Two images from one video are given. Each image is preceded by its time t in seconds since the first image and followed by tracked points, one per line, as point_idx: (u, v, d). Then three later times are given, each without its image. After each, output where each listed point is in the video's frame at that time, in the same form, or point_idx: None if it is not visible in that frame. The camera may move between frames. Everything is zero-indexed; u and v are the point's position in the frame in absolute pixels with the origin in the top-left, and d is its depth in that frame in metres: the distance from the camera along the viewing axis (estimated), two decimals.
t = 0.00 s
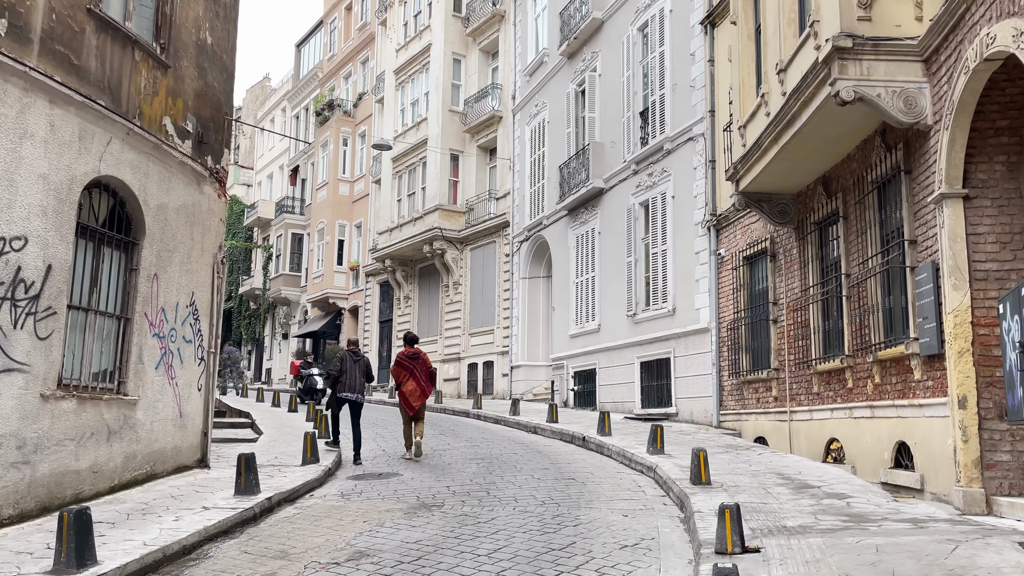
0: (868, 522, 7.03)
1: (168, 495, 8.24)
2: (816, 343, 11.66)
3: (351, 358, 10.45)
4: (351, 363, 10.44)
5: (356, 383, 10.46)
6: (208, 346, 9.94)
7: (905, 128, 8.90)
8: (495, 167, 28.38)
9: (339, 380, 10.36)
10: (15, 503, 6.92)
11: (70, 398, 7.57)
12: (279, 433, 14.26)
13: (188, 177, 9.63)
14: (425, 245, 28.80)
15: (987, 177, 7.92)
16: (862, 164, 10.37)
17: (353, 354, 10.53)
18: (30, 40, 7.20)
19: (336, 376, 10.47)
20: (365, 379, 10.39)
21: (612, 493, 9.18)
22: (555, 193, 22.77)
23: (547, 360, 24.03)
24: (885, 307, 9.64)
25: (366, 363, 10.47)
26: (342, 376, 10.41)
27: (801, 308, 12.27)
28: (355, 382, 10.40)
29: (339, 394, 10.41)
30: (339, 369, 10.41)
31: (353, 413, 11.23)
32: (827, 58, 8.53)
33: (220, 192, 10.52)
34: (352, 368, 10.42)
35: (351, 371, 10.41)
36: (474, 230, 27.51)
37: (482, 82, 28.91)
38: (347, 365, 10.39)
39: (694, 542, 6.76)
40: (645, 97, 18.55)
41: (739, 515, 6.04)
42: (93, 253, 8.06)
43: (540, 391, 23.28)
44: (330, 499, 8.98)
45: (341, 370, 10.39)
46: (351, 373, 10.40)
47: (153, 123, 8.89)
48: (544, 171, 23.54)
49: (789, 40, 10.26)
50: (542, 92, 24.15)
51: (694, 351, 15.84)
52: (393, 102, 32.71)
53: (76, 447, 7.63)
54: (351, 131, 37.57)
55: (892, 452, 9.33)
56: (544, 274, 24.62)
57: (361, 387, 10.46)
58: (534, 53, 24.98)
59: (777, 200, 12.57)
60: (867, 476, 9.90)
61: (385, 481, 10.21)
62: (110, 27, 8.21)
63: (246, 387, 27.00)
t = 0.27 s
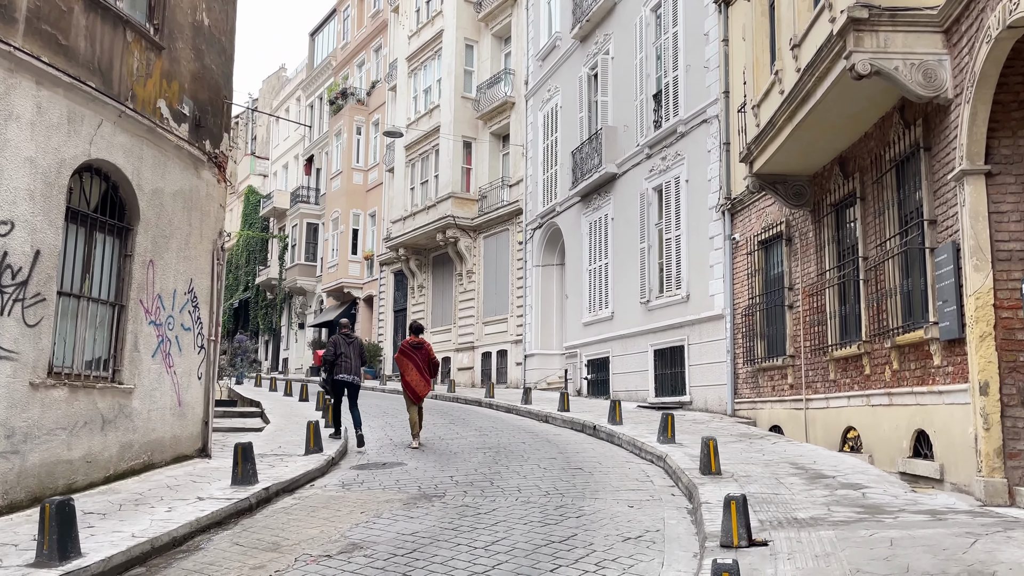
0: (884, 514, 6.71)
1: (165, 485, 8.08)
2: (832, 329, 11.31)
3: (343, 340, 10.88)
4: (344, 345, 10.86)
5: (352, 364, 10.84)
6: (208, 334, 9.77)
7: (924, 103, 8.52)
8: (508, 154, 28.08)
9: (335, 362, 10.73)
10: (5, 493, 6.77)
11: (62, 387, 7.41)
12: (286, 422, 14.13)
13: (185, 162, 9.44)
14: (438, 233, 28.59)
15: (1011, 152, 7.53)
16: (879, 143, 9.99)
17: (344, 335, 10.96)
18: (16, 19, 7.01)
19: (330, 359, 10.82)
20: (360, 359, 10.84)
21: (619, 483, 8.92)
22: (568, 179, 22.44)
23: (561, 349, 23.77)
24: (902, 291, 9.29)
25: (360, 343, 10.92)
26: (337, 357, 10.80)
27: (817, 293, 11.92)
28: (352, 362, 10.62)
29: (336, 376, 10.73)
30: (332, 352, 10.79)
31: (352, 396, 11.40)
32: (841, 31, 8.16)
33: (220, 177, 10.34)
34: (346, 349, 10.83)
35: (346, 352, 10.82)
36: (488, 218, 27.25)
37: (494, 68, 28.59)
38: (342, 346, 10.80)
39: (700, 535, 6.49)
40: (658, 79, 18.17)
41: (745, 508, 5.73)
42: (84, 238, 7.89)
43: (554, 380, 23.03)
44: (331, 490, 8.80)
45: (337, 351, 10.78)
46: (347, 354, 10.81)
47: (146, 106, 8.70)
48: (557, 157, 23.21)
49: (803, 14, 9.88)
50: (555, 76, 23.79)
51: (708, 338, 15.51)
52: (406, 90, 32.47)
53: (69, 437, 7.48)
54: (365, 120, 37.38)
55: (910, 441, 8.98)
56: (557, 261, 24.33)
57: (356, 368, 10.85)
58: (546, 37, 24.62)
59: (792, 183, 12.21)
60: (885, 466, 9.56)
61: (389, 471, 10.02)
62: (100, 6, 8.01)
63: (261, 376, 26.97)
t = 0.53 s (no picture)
0: (898, 514, 6.39)
1: (156, 483, 7.88)
2: (847, 319, 10.94)
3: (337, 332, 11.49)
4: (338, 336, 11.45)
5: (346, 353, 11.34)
6: (202, 328, 9.56)
7: (941, 82, 8.13)
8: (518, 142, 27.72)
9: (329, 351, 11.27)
10: None
11: (47, 383, 7.21)
12: (290, 416, 13.94)
13: (176, 151, 9.21)
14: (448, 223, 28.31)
15: None
16: (895, 125, 9.60)
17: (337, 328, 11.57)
18: None
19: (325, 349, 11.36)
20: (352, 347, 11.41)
21: (624, 479, 8.64)
22: (577, 167, 22.08)
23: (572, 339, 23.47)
24: (918, 278, 8.92)
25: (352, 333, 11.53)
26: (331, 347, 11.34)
27: (831, 281, 11.55)
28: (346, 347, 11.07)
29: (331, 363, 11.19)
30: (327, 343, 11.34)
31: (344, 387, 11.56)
32: (854, 6, 7.77)
33: (214, 167, 10.11)
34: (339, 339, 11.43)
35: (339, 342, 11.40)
36: (497, 207, 26.94)
37: (503, 54, 28.20)
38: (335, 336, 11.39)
39: (704, 536, 6.19)
40: (668, 63, 17.75)
41: (749, 508, 5.46)
42: (69, 230, 7.68)
43: (565, 371, 22.74)
44: (327, 487, 8.57)
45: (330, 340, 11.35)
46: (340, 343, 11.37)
47: (133, 93, 8.46)
48: (566, 144, 22.84)
49: None
50: (564, 62, 23.38)
51: (720, 327, 15.16)
52: (415, 78, 32.15)
53: (55, 434, 7.28)
54: (375, 109, 37.11)
55: (927, 435, 8.63)
56: (568, 250, 24.00)
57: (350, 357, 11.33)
58: (555, 22, 24.20)
59: (805, 167, 11.81)
60: (901, 461, 9.21)
61: (389, 466, 9.79)
62: None
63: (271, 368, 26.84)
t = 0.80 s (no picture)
0: (913, 512, 6.08)
1: (146, 481, 7.67)
2: (860, 309, 10.60)
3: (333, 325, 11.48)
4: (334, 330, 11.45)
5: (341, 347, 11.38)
6: (196, 321, 9.35)
7: (957, 59, 7.78)
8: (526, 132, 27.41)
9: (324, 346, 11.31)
10: None
11: (31, 378, 7.00)
12: (292, 411, 13.74)
13: (167, 141, 8.99)
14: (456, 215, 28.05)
15: None
16: (909, 106, 9.25)
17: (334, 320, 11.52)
18: None
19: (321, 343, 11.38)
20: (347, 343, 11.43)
21: (628, 474, 8.37)
22: (585, 156, 21.76)
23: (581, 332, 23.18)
24: (933, 266, 8.59)
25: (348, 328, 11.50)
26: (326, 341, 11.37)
27: (843, 270, 11.21)
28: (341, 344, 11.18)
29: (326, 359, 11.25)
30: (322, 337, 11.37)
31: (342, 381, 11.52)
32: None
33: (208, 157, 9.88)
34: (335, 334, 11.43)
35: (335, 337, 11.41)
36: (505, 199, 26.66)
37: (510, 44, 27.86)
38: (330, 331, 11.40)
39: (708, 536, 5.92)
40: (676, 49, 17.38)
41: (754, 509, 5.19)
42: (53, 222, 7.47)
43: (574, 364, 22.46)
44: (323, 484, 8.34)
45: (326, 336, 11.36)
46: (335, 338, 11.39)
47: (121, 81, 8.23)
48: (574, 134, 22.51)
49: None
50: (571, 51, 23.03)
51: (730, 318, 14.84)
52: (422, 69, 31.86)
53: (41, 431, 7.08)
54: (382, 101, 36.86)
55: (943, 428, 8.31)
56: (576, 242, 23.69)
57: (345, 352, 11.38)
58: (562, 10, 23.84)
59: (816, 153, 11.46)
60: (916, 455, 8.89)
61: (388, 462, 9.55)
62: None
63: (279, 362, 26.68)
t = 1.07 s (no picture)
0: (934, 520, 5.73)
1: (134, 486, 7.41)
2: (875, 304, 10.24)
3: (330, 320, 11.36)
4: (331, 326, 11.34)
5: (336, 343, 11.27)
6: (188, 320, 9.09)
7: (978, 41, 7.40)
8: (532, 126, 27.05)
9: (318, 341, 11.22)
10: None
11: (12, 382, 6.74)
12: (293, 410, 13.48)
13: (155, 134, 8.70)
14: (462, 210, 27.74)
15: None
16: (926, 93, 8.87)
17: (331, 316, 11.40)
18: None
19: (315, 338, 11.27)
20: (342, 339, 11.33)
21: (633, 478, 8.05)
22: (592, 149, 21.40)
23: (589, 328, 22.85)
24: (952, 259, 8.23)
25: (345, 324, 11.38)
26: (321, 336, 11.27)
27: (857, 264, 10.85)
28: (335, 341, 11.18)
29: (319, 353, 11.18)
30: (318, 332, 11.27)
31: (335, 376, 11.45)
32: None
33: (200, 152, 9.60)
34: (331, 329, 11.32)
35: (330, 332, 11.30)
36: (512, 193, 26.33)
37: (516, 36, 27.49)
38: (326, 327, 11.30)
39: (717, 546, 5.59)
40: (684, 37, 16.98)
41: (765, 518, 4.86)
42: (34, 219, 7.20)
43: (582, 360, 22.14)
44: (318, 489, 8.06)
45: (321, 331, 11.25)
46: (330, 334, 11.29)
47: (106, 72, 7.94)
48: (580, 127, 22.14)
49: None
50: (578, 42, 22.64)
51: (740, 314, 14.48)
52: (428, 63, 31.53)
53: (23, 437, 6.82)
54: (388, 96, 36.55)
55: (963, 429, 7.95)
56: (584, 236, 23.35)
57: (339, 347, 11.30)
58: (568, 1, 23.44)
59: (829, 143, 11.08)
60: (935, 456, 8.52)
61: (386, 465, 9.26)
62: None
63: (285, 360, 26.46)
